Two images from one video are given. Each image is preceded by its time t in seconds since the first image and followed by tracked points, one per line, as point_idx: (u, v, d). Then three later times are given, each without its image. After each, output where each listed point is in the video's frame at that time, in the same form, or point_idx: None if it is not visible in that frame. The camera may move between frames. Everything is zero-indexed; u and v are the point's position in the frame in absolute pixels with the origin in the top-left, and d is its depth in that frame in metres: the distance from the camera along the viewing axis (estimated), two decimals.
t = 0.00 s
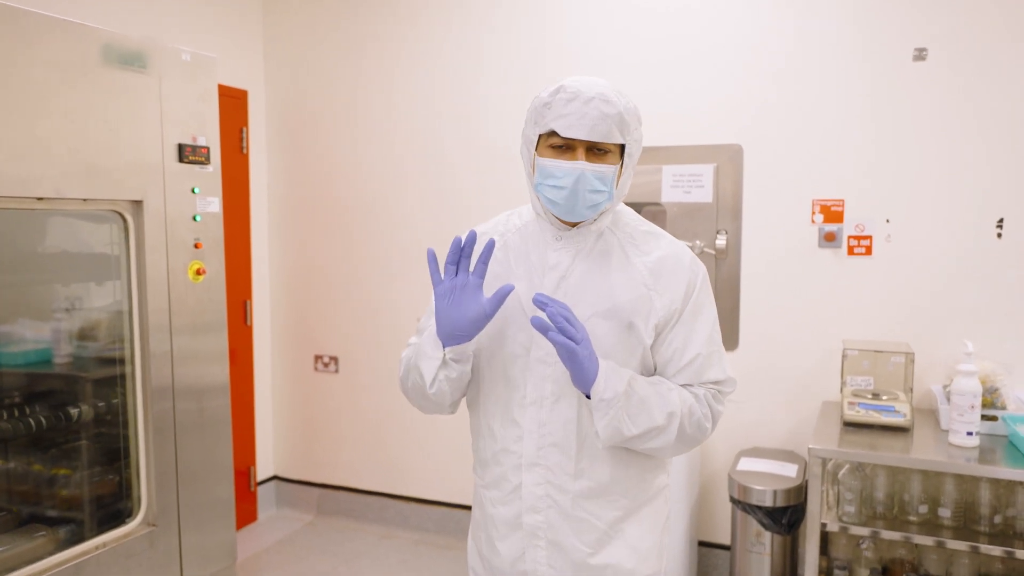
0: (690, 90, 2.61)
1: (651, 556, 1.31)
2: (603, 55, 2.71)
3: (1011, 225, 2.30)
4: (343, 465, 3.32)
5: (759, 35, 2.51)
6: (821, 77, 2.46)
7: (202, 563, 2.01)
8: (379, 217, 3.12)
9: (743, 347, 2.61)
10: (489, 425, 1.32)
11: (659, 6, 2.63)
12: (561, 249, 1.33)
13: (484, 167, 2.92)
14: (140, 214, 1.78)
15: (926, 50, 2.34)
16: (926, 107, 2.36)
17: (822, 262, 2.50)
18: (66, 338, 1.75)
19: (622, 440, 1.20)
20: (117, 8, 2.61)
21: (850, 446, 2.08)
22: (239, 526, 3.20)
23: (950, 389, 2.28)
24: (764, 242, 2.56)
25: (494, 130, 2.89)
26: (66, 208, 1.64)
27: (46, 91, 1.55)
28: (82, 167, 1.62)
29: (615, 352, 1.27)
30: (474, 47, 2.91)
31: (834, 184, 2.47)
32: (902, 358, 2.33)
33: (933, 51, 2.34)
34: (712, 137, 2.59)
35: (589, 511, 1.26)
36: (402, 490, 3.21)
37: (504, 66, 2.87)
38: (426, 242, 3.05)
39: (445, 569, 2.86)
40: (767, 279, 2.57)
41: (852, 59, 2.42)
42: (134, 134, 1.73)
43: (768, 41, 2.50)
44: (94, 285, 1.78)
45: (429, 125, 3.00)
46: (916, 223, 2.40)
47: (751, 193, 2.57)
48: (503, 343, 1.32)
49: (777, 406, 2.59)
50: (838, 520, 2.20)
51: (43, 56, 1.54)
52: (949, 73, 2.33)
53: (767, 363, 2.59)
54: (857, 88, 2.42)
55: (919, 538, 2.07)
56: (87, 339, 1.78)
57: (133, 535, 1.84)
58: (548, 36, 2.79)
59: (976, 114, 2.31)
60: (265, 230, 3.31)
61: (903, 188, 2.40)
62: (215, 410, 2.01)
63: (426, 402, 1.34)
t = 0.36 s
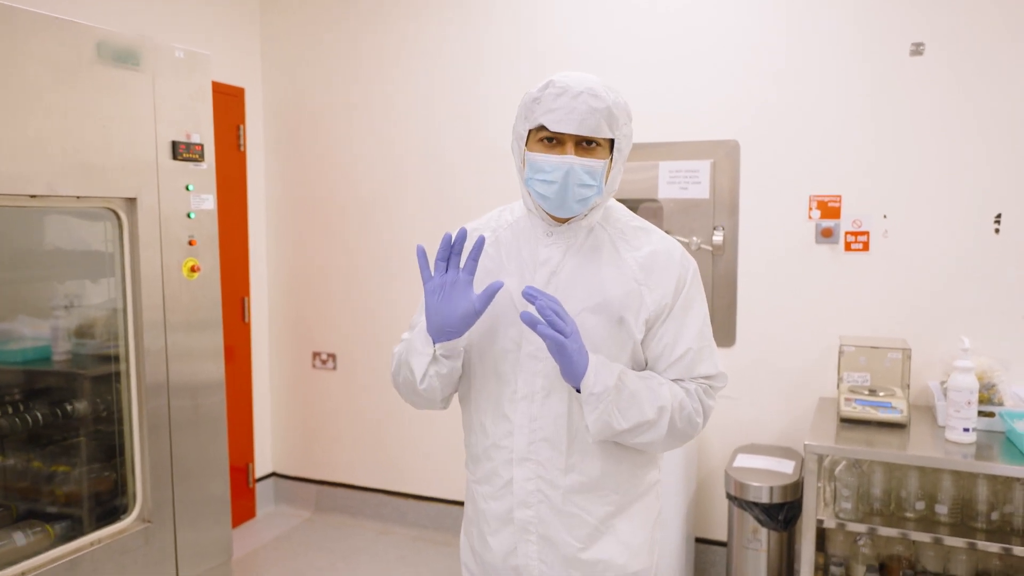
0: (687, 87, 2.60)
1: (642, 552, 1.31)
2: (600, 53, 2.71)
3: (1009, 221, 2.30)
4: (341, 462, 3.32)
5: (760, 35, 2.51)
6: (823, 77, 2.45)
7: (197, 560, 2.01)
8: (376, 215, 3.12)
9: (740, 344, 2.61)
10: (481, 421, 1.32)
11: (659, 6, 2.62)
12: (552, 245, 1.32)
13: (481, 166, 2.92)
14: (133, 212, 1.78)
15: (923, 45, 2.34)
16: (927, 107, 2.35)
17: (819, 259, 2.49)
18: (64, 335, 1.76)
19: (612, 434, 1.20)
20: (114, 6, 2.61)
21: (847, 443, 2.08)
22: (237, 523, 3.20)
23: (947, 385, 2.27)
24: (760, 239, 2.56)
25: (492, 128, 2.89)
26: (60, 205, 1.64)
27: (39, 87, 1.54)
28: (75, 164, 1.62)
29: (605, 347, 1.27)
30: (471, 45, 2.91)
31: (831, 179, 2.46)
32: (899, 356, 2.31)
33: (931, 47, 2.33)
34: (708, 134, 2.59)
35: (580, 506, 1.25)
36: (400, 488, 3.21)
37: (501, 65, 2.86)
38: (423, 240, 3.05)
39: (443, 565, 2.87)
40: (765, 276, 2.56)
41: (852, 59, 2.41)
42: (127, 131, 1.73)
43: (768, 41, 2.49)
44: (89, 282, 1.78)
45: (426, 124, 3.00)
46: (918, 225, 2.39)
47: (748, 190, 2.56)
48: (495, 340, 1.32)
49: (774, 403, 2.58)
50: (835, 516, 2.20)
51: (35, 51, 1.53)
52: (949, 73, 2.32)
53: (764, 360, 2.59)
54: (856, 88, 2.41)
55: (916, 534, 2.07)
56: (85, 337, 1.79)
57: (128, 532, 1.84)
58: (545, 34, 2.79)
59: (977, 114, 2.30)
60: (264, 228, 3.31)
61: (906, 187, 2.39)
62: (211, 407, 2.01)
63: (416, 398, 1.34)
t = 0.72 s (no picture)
0: (695, 87, 2.59)
1: (641, 551, 1.30)
2: (607, 52, 2.70)
3: (1020, 225, 2.27)
4: (347, 459, 3.33)
5: (758, 34, 2.49)
6: (821, 77, 2.44)
7: (201, 555, 2.02)
8: (383, 213, 3.12)
9: (746, 345, 2.60)
10: (481, 417, 1.32)
11: (658, 6, 2.61)
12: (553, 242, 1.32)
13: (488, 165, 2.91)
14: (140, 208, 1.79)
15: (933, 46, 2.31)
16: (931, 109, 2.33)
17: (827, 261, 2.47)
18: (75, 331, 1.78)
19: (613, 430, 1.19)
20: (120, 5, 2.63)
21: (852, 446, 2.07)
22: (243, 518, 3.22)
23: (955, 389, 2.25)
24: (768, 240, 2.54)
25: (499, 127, 2.88)
26: (68, 201, 1.65)
27: (47, 85, 1.56)
28: (82, 161, 1.63)
29: (605, 344, 1.27)
30: (478, 45, 2.90)
31: (839, 181, 2.44)
32: (907, 359, 2.30)
33: (941, 47, 2.30)
34: (716, 135, 2.57)
35: (578, 503, 1.25)
36: (406, 486, 3.21)
37: (508, 65, 2.86)
38: (429, 239, 3.05)
39: (447, 564, 2.87)
40: (771, 278, 2.55)
41: (851, 60, 2.40)
42: (134, 129, 1.74)
43: (768, 41, 2.48)
44: (98, 278, 1.80)
45: (432, 123, 3.00)
46: (917, 221, 2.37)
47: (755, 191, 2.54)
48: (496, 338, 1.32)
49: (779, 405, 2.57)
50: (840, 520, 2.19)
51: (42, 48, 1.54)
52: (948, 72, 2.30)
53: (770, 362, 2.57)
54: (855, 88, 2.40)
55: (922, 540, 2.06)
56: (95, 332, 1.81)
57: (132, 526, 1.85)
58: (552, 34, 2.78)
59: (976, 114, 2.28)
60: (271, 228, 3.33)
61: (903, 186, 2.38)
62: (215, 404, 2.02)
63: (416, 394, 1.35)
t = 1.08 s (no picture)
0: (693, 85, 2.59)
1: (631, 547, 1.30)
2: (606, 51, 2.70)
3: (1017, 223, 2.27)
4: (346, 456, 3.34)
5: (759, 34, 2.49)
6: (823, 77, 2.43)
7: (198, 551, 2.03)
8: (382, 211, 3.13)
9: (743, 343, 2.60)
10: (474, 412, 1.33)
11: (658, 6, 2.61)
12: (547, 234, 1.33)
13: (487, 164, 2.92)
14: (137, 205, 1.80)
15: (932, 44, 2.31)
16: (929, 108, 2.33)
17: (825, 259, 2.48)
18: (74, 327, 1.78)
19: (609, 410, 1.18)
20: (120, 3, 2.63)
21: (848, 443, 2.07)
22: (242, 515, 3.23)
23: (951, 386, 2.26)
24: (766, 238, 2.54)
25: (498, 125, 2.88)
26: (66, 197, 1.65)
27: (46, 82, 1.56)
28: (79, 157, 1.64)
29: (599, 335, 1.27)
30: (477, 44, 2.91)
31: (837, 179, 2.44)
32: (903, 356, 2.31)
33: (939, 46, 2.30)
34: (714, 133, 2.58)
35: (568, 496, 1.26)
36: (405, 483, 3.22)
37: (507, 63, 2.86)
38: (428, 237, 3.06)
39: (444, 560, 2.88)
40: (769, 276, 2.55)
41: (852, 59, 2.39)
42: (131, 125, 1.74)
43: (768, 41, 2.48)
44: (97, 274, 1.80)
45: (432, 122, 3.01)
46: (915, 219, 2.37)
47: (753, 189, 2.55)
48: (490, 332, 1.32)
49: (777, 403, 2.57)
50: (836, 517, 2.19)
51: (39, 44, 1.55)
52: (948, 72, 2.30)
53: (768, 360, 2.58)
54: (856, 87, 2.40)
55: (918, 537, 2.06)
56: (95, 329, 1.81)
57: (129, 521, 1.86)
58: (551, 33, 2.78)
59: (976, 113, 2.28)
60: (271, 226, 3.33)
61: (906, 189, 2.37)
62: (213, 401, 2.03)
63: (403, 389, 1.35)
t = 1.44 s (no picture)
0: (695, 84, 2.59)
1: (636, 548, 1.30)
2: (608, 49, 2.70)
3: (1018, 225, 2.27)
4: (346, 453, 3.34)
5: (760, 33, 2.49)
6: (822, 76, 2.43)
7: (198, 546, 2.04)
8: (383, 208, 3.13)
9: (744, 342, 2.60)
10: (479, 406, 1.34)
11: (658, 5, 2.61)
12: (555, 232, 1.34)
13: (488, 162, 2.92)
14: (139, 200, 1.80)
15: (934, 45, 2.31)
16: (930, 108, 2.33)
17: (825, 259, 2.48)
18: (75, 322, 1.79)
19: (625, 377, 1.14)
20: None
21: (847, 443, 2.07)
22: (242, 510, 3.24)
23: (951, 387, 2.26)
24: (766, 238, 2.54)
25: (500, 123, 2.89)
26: (67, 192, 1.66)
27: (47, 79, 1.57)
28: (81, 153, 1.64)
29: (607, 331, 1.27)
30: (478, 42, 2.91)
31: (838, 179, 2.44)
32: (903, 356, 2.31)
33: (941, 46, 2.30)
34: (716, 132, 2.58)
35: (573, 495, 1.26)
36: (406, 481, 3.22)
37: (509, 61, 2.86)
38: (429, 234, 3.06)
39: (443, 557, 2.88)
40: (769, 276, 2.55)
41: (852, 59, 2.39)
42: (133, 121, 1.75)
43: (769, 40, 2.48)
44: (98, 270, 1.81)
45: (433, 120, 3.01)
46: (915, 220, 2.37)
47: (754, 188, 2.55)
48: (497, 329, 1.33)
49: (777, 403, 2.58)
50: (835, 517, 2.20)
51: (40, 41, 1.55)
52: (948, 72, 2.30)
53: (768, 359, 2.58)
54: (857, 88, 2.40)
55: (917, 537, 2.06)
56: (96, 324, 1.82)
57: (129, 515, 1.86)
58: (552, 32, 2.78)
59: (978, 114, 2.28)
60: (273, 222, 3.34)
61: (903, 185, 2.38)
62: (213, 397, 2.04)
63: (408, 366, 1.32)
